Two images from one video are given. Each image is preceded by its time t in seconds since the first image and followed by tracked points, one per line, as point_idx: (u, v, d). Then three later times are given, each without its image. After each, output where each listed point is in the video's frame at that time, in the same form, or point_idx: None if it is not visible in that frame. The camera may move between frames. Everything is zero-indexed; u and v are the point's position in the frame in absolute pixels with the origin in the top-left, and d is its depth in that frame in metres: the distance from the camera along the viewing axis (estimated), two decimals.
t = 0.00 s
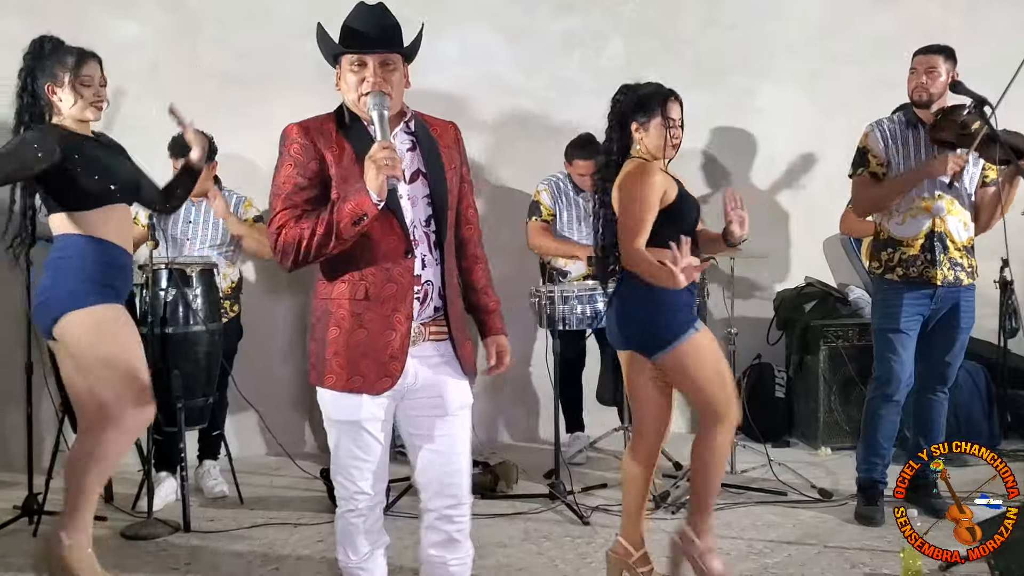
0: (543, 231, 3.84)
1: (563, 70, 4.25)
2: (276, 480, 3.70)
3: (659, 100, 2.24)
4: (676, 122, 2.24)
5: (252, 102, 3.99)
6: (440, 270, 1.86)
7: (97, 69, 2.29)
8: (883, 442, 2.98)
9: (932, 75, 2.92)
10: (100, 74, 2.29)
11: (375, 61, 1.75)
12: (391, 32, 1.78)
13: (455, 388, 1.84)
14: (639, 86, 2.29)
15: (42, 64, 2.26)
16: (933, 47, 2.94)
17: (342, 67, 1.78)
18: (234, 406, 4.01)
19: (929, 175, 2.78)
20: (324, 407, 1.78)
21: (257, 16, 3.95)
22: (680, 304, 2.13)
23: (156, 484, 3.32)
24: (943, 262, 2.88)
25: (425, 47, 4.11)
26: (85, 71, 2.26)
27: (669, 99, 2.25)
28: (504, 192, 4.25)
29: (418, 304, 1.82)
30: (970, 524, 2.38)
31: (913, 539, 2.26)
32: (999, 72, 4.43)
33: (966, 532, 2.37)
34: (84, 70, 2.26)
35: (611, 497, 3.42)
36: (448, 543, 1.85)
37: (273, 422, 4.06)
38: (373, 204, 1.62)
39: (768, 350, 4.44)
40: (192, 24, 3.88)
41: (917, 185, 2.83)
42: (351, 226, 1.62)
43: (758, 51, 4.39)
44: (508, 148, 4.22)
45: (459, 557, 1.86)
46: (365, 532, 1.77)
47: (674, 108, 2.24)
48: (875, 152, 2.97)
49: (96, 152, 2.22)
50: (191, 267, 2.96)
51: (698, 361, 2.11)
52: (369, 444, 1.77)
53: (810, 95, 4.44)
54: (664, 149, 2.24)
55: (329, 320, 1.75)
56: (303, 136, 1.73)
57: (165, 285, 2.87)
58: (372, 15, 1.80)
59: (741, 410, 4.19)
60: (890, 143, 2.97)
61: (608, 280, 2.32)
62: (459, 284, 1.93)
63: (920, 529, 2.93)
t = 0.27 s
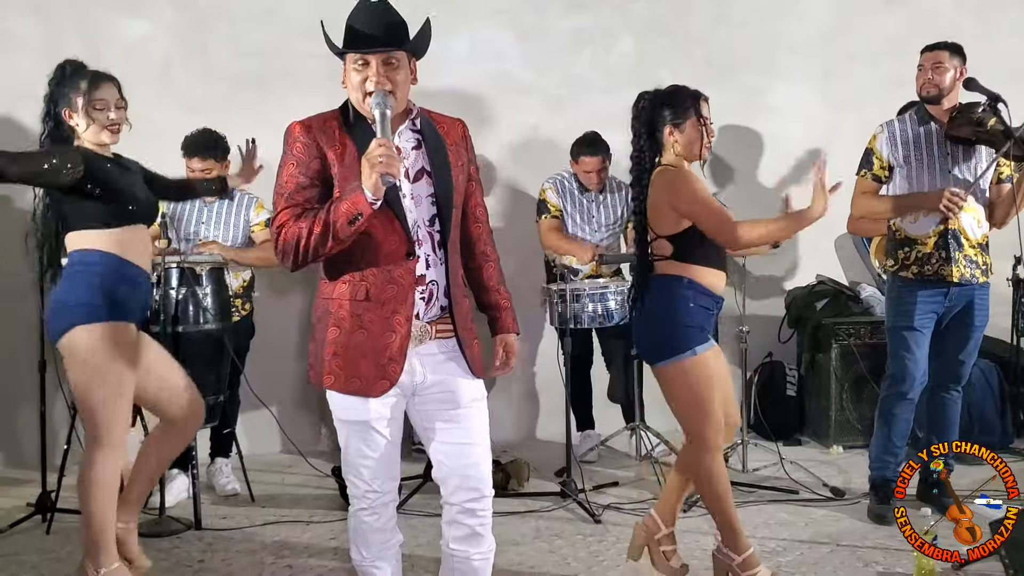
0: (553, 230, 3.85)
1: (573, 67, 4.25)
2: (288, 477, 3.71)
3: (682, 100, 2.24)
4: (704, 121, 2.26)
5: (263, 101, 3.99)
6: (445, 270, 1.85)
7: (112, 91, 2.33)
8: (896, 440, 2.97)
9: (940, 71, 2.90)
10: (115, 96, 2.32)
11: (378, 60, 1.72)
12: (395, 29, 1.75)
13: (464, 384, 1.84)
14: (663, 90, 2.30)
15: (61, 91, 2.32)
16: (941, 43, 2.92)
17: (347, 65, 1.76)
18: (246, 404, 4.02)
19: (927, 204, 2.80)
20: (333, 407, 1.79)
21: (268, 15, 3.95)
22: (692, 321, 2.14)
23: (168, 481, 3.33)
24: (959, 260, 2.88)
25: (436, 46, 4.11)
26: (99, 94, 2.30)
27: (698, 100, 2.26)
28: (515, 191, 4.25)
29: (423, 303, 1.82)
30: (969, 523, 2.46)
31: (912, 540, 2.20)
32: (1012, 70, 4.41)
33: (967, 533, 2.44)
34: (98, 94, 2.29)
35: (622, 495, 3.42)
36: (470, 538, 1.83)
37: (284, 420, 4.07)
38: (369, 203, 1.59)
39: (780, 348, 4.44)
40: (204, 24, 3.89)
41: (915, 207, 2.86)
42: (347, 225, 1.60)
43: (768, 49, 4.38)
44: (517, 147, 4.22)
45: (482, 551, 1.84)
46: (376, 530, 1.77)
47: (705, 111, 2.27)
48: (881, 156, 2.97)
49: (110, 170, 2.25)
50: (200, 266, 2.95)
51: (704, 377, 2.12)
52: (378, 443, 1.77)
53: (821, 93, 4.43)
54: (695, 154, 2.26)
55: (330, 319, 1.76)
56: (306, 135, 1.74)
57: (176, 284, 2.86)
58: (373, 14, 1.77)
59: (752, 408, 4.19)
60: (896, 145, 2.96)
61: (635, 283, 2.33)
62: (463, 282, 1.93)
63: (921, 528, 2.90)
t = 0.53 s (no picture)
0: (553, 228, 3.85)
1: (574, 67, 4.25)
2: (288, 477, 3.71)
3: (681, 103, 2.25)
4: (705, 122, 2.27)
5: (263, 100, 3.99)
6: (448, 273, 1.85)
7: (111, 81, 2.43)
8: (897, 441, 2.97)
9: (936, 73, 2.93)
10: (113, 85, 2.43)
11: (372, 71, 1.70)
12: (389, 39, 1.75)
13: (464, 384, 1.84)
14: (663, 92, 2.31)
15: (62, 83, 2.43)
16: (937, 45, 2.95)
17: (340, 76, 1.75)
18: (247, 404, 4.02)
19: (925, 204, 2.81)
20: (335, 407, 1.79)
21: (269, 14, 3.95)
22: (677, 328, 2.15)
23: (168, 480, 3.32)
24: (956, 260, 2.88)
25: (436, 46, 4.11)
26: (98, 85, 2.41)
27: (698, 102, 2.27)
28: (516, 191, 4.25)
29: (426, 307, 1.81)
30: (970, 523, 2.45)
31: (913, 539, 2.19)
32: (1012, 70, 4.42)
33: (967, 533, 2.44)
34: (96, 83, 2.40)
35: (622, 495, 3.42)
36: (463, 539, 1.85)
37: (284, 419, 4.07)
38: (366, 218, 1.60)
39: (780, 348, 4.44)
40: (204, 23, 3.89)
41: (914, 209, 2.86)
42: (345, 239, 1.62)
43: (768, 49, 4.38)
44: (518, 147, 4.23)
45: (475, 552, 1.86)
46: (377, 528, 1.78)
47: (703, 113, 2.27)
48: (881, 158, 2.95)
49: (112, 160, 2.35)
50: (201, 264, 2.94)
51: (711, 374, 2.11)
52: (381, 442, 1.77)
53: (821, 93, 4.44)
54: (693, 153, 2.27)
55: (331, 328, 1.77)
56: (304, 147, 1.75)
57: (177, 282, 2.83)
58: (364, 24, 1.76)
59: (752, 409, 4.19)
60: (894, 147, 2.96)
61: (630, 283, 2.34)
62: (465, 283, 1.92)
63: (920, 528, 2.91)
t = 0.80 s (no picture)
0: (553, 227, 3.85)
1: (575, 66, 4.24)
2: (288, 476, 3.71)
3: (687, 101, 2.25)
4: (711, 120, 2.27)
5: (265, 99, 3.99)
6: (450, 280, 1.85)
7: (118, 72, 2.30)
8: (897, 441, 2.97)
9: (940, 73, 2.91)
10: (120, 76, 2.29)
11: (371, 78, 1.70)
12: (389, 44, 1.74)
13: (462, 383, 1.84)
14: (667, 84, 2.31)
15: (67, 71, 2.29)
16: (940, 45, 2.92)
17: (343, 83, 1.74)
18: (247, 403, 4.02)
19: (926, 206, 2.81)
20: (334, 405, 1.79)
21: (270, 13, 3.95)
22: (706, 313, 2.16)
23: (168, 480, 3.32)
24: (957, 261, 2.88)
25: (438, 45, 4.11)
26: (104, 74, 2.27)
27: (699, 95, 2.27)
28: (517, 191, 4.25)
29: (427, 313, 1.82)
30: (969, 523, 2.43)
31: (913, 540, 2.17)
32: (1013, 70, 4.41)
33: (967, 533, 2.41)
34: (102, 74, 2.27)
35: (623, 495, 3.41)
36: (461, 534, 1.84)
37: (285, 419, 4.07)
38: (363, 225, 1.59)
39: (780, 348, 4.44)
40: (206, 22, 3.89)
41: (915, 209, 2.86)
42: (344, 247, 1.60)
43: (770, 49, 4.38)
44: (520, 146, 4.22)
45: (473, 547, 1.85)
46: (377, 526, 1.77)
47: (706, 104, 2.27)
48: (881, 159, 2.96)
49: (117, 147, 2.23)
50: (200, 265, 2.94)
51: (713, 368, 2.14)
52: (380, 441, 1.77)
53: (822, 93, 4.43)
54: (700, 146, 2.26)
55: (335, 333, 1.78)
56: (307, 156, 1.75)
57: (176, 282, 2.84)
58: (368, 25, 1.76)
59: (753, 409, 4.19)
60: (895, 147, 2.96)
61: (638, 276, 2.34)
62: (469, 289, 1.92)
63: (920, 529, 2.90)
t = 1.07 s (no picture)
0: (557, 227, 3.83)
1: (577, 65, 4.24)
2: (291, 475, 3.71)
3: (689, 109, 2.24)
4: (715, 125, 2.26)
5: (268, 98, 3.99)
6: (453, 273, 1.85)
7: (117, 94, 2.29)
8: (900, 440, 2.96)
9: (944, 73, 2.87)
10: (119, 99, 2.28)
11: (377, 50, 1.72)
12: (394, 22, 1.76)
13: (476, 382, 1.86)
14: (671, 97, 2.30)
15: (73, 94, 2.30)
16: (944, 44, 2.89)
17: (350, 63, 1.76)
18: (250, 402, 4.02)
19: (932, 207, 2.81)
20: (341, 401, 1.79)
21: (272, 12, 3.95)
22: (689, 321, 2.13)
23: (171, 478, 3.33)
24: (962, 260, 2.87)
25: (441, 44, 4.11)
26: (104, 97, 2.27)
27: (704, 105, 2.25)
28: (520, 190, 4.25)
29: (430, 306, 1.82)
30: (969, 523, 2.39)
31: (912, 540, 2.15)
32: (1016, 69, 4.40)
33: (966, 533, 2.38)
34: (104, 97, 2.26)
35: (625, 494, 3.41)
36: (467, 528, 1.84)
37: (287, 417, 4.07)
38: (369, 185, 1.57)
39: (783, 347, 4.43)
40: (208, 22, 3.89)
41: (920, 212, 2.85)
42: (349, 211, 1.58)
43: (773, 48, 4.37)
44: (523, 146, 4.22)
45: (477, 537, 1.85)
46: (381, 523, 1.77)
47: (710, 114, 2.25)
48: (885, 159, 2.94)
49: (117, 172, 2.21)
50: (203, 263, 2.90)
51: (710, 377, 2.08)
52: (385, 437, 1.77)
53: (825, 91, 4.42)
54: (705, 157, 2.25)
55: (337, 319, 1.77)
56: (317, 142, 1.75)
57: (179, 280, 2.84)
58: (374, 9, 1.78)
59: (756, 408, 4.18)
60: (899, 146, 2.95)
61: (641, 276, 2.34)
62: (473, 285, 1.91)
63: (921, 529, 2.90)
